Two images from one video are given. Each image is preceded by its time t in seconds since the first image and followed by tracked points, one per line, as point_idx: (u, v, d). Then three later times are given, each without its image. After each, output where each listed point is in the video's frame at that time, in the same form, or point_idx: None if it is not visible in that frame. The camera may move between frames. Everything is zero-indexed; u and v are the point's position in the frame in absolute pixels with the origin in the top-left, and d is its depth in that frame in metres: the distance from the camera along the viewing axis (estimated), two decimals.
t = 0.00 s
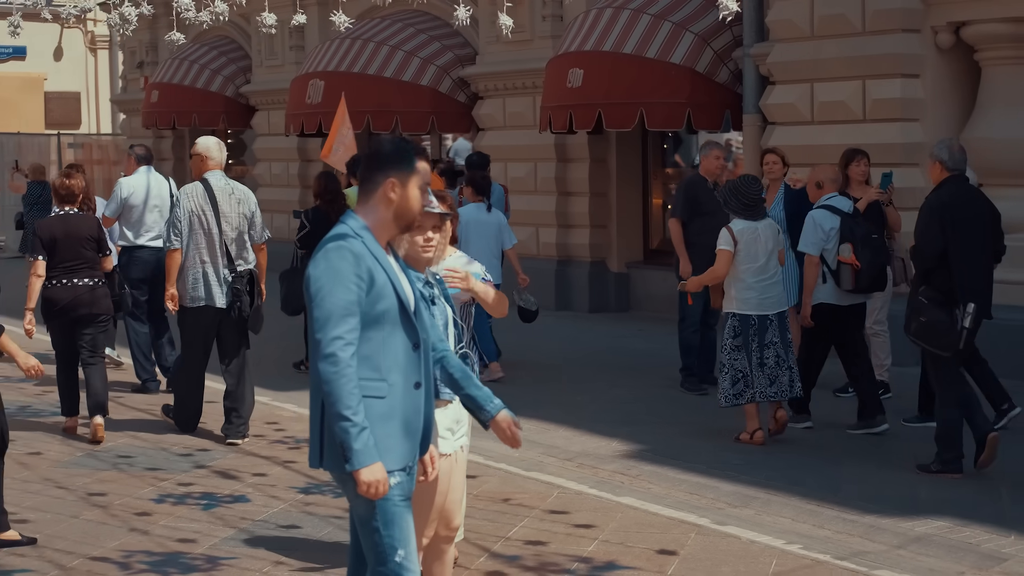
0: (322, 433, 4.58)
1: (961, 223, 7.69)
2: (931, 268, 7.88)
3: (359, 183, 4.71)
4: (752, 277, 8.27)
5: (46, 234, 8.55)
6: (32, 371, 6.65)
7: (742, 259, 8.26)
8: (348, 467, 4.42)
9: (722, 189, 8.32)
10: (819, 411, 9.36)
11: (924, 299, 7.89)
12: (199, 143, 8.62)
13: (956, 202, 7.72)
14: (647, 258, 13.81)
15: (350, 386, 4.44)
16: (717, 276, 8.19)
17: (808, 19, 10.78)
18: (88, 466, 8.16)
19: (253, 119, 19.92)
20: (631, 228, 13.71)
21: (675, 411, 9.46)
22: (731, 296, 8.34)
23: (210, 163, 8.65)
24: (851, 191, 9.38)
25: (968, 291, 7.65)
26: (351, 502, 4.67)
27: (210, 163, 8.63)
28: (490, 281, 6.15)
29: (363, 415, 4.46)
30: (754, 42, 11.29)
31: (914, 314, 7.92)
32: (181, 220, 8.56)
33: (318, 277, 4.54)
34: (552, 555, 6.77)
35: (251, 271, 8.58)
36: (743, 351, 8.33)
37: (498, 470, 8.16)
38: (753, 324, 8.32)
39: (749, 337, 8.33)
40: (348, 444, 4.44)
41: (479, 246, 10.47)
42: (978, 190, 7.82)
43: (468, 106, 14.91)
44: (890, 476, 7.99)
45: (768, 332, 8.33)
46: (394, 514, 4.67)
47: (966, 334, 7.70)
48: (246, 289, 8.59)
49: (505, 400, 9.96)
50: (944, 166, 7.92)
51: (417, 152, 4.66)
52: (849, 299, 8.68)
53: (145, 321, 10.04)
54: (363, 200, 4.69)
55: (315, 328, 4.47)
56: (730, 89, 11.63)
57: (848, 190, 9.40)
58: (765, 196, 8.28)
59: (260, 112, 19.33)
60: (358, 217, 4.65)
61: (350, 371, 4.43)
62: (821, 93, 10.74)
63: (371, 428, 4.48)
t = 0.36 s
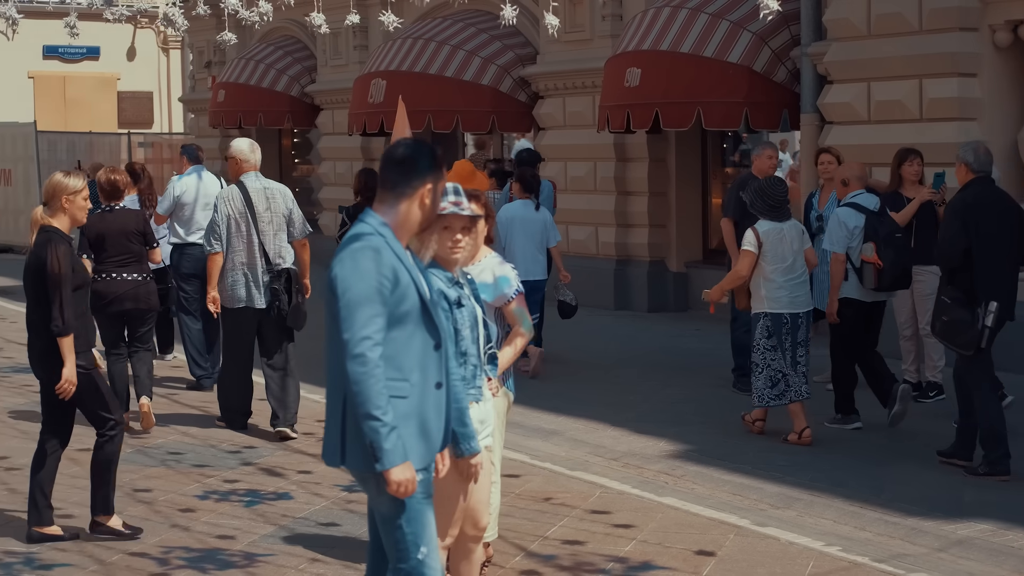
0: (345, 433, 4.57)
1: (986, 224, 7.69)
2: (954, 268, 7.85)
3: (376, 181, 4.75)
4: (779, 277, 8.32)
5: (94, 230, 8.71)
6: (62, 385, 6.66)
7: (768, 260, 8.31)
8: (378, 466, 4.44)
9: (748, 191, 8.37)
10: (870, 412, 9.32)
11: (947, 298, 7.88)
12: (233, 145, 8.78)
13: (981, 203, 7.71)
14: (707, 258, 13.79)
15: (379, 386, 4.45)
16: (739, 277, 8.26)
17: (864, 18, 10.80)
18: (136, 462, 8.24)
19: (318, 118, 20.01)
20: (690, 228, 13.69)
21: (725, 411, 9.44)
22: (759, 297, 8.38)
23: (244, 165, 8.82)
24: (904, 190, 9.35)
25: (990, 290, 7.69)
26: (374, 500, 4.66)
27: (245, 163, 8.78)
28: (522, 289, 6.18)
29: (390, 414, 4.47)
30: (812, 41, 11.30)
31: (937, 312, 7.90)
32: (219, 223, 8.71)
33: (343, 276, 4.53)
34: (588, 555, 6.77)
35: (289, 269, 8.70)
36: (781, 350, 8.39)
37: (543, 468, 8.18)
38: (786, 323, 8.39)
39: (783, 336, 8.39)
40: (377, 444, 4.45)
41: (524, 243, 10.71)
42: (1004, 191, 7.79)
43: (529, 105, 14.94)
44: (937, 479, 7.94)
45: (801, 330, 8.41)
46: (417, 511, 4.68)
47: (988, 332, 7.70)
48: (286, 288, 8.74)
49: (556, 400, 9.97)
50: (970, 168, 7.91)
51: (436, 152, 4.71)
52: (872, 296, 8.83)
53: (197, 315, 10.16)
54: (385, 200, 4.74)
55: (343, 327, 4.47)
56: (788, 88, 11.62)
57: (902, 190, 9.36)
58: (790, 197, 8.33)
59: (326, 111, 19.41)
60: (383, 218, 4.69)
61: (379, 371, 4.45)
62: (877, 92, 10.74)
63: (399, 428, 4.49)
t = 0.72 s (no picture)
0: (378, 433, 4.55)
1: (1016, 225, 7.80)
2: (987, 269, 7.94)
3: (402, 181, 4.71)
4: (811, 277, 8.44)
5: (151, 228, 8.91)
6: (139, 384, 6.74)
7: (800, 260, 8.42)
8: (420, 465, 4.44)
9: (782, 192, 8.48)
10: (928, 414, 9.25)
11: (977, 299, 7.92)
12: (277, 143, 9.04)
13: (1014, 204, 7.82)
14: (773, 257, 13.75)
15: (419, 386, 4.44)
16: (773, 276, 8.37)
17: (929, 16, 10.79)
18: (190, 459, 8.30)
19: (389, 117, 20.11)
20: (755, 228, 13.65)
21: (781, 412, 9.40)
22: (789, 298, 8.50)
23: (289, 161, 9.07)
24: (966, 190, 9.27)
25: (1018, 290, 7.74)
26: (403, 500, 4.63)
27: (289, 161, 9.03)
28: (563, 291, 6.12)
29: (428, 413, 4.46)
30: (877, 40, 11.29)
31: (967, 313, 7.93)
32: (267, 220, 8.99)
33: (378, 276, 4.49)
34: (630, 556, 6.75)
35: (333, 266, 8.95)
36: (816, 350, 8.49)
37: (594, 468, 8.17)
38: (819, 324, 8.49)
39: (817, 336, 8.49)
40: (418, 443, 4.44)
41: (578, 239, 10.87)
42: None
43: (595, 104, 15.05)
44: (991, 483, 7.85)
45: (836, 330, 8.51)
46: (452, 508, 4.65)
47: (1013, 332, 7.70)
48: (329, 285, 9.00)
49: (612, 399, 9.97)
50: (1006, 170, 7.97)
51: (461, 153, 4.69)
52: (911, 294, 8.74)
53: (256, 313, 10.23)
54: (412, 202, 4.70)
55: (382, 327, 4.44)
56: (854, 88, 11.64)
57: (963, 189, 9.28)
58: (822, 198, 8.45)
59: (396, 110, 19.51)
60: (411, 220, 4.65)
61: (417, 370, 4.43)
62: (942, 91, 10.72)
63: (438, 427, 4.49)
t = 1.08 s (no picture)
0: (412, 436, 4.44)
1: None
2: None
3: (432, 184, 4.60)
4: (845, 274, 8.49)
5: (211, 229, 9.13)
6: (270, 380, 6.90)
7: (836, 257, 8.48)
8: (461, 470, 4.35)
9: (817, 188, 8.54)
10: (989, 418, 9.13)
11: (1010, 294, 8.10)
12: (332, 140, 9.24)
13: None
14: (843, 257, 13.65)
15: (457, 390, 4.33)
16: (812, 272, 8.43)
17: (996, 15, 10.70)
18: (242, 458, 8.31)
19: (460, 117, 20.13)
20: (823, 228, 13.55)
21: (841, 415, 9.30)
22: (823, 294, 8.56)
23: (343, 158, 9.26)
24: None
25: None
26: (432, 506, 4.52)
27: (343, 159, 9.29)
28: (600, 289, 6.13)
29: (465, 417, 4.36)
30: (946, 38, 11.22)
31: (1000, 307, 8.15)
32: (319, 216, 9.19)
33: (411, 278, 4.38)
34: (674, 559, 6.69)
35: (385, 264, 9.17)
36: (842, 345, 8.49)
37: (647, 470, 8.11)
38: (849, 320, 8.52)
39: (845, 332, 8.51)
40: (459, 448, 4.34)
41: (631, 240, 10.96)
42: None
43: (663, 103, 15.12)
44: None
45: (864, 328, 8.53)
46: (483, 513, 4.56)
47: None
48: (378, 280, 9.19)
49: (670, 401, 9.90)
50: None
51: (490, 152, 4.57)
52: (954, 297, 8.68)
53: (311, 301, 10.21)
54: (442, 203, 4.57)
55: (419, 331, 4.32)
56: (922, 87, 11.61)
57: None
58: (858, 195, 8.52)
59: (466, 110, 19.52)
60: (441, 221, 4.53)
61: (454, 374, 4.33)
62: (1011, 90, 10.61)
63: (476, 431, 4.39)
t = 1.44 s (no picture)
0: (445, 443, 4.40)
1: None
2: None
3: (468, 183, 4.56)
4: (880, 274, 8.49)
5: (273, 226, 8.90)
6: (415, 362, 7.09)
7: (872, 257, 8.47)
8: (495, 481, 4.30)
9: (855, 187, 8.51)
10: None
11: None
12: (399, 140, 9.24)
13: None
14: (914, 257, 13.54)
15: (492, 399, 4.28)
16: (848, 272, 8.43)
17: None
18: (298, 455, 8.35)
19: (532, 116, 20.16)
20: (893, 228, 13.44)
21: (902, 416, 9.22)
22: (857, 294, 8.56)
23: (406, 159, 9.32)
24: None
25: None
26: (465, 512, 4.49)
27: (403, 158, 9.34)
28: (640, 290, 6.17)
29: (500, 426, 4.31)
30: (1016, 35, 11.13)
31: None
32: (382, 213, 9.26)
33: (446, 285, 4.33)
34: (719, 560, 6.66)
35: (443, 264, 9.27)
36: (870, 345, 8.51)
37: (700, 470, 8.08)
38: (881, 319, 8.52)
39: (874, 331, 8.51)
40: (493, 458, 4.29)
41: (685, 239, 11.23)
42: None
43: (734, 102, 15.07)
44: None
45: (897, 328, 8.52)
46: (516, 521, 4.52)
47: None
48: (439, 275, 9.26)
49: (730, 401, 9.85)
50: None
51: (530, 157, 4.54)
52: (999, 293, 8.94)
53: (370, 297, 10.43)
54: (477, 204, 4.53)
55: (453, 340, 4.27)
56: (992, 84, 11.64)
57: None
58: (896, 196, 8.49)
59: (539, 109, 19.54)
60: (477, 223, 4.49)
61: (490, 383, 4.28)
62: None
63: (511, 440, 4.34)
